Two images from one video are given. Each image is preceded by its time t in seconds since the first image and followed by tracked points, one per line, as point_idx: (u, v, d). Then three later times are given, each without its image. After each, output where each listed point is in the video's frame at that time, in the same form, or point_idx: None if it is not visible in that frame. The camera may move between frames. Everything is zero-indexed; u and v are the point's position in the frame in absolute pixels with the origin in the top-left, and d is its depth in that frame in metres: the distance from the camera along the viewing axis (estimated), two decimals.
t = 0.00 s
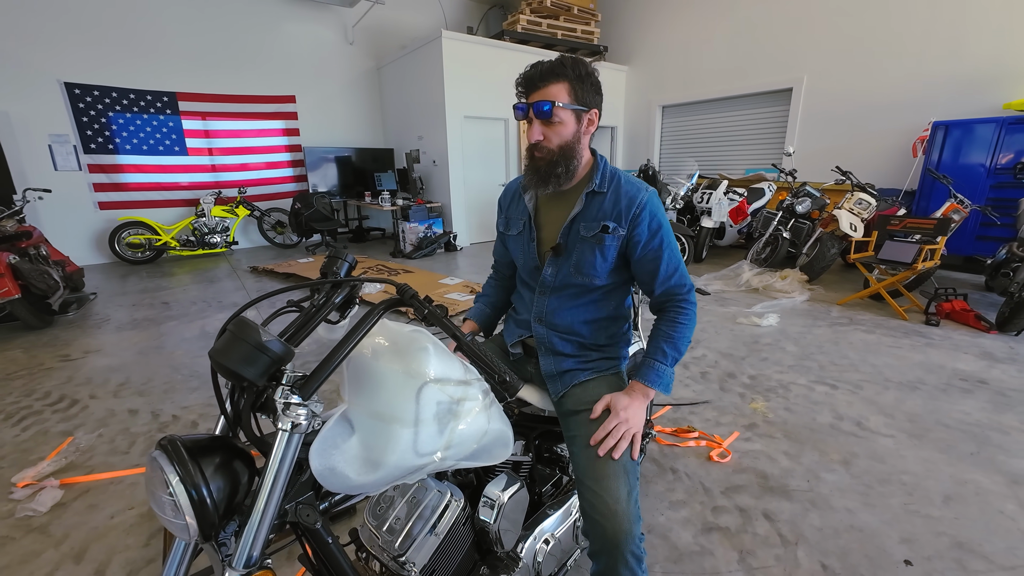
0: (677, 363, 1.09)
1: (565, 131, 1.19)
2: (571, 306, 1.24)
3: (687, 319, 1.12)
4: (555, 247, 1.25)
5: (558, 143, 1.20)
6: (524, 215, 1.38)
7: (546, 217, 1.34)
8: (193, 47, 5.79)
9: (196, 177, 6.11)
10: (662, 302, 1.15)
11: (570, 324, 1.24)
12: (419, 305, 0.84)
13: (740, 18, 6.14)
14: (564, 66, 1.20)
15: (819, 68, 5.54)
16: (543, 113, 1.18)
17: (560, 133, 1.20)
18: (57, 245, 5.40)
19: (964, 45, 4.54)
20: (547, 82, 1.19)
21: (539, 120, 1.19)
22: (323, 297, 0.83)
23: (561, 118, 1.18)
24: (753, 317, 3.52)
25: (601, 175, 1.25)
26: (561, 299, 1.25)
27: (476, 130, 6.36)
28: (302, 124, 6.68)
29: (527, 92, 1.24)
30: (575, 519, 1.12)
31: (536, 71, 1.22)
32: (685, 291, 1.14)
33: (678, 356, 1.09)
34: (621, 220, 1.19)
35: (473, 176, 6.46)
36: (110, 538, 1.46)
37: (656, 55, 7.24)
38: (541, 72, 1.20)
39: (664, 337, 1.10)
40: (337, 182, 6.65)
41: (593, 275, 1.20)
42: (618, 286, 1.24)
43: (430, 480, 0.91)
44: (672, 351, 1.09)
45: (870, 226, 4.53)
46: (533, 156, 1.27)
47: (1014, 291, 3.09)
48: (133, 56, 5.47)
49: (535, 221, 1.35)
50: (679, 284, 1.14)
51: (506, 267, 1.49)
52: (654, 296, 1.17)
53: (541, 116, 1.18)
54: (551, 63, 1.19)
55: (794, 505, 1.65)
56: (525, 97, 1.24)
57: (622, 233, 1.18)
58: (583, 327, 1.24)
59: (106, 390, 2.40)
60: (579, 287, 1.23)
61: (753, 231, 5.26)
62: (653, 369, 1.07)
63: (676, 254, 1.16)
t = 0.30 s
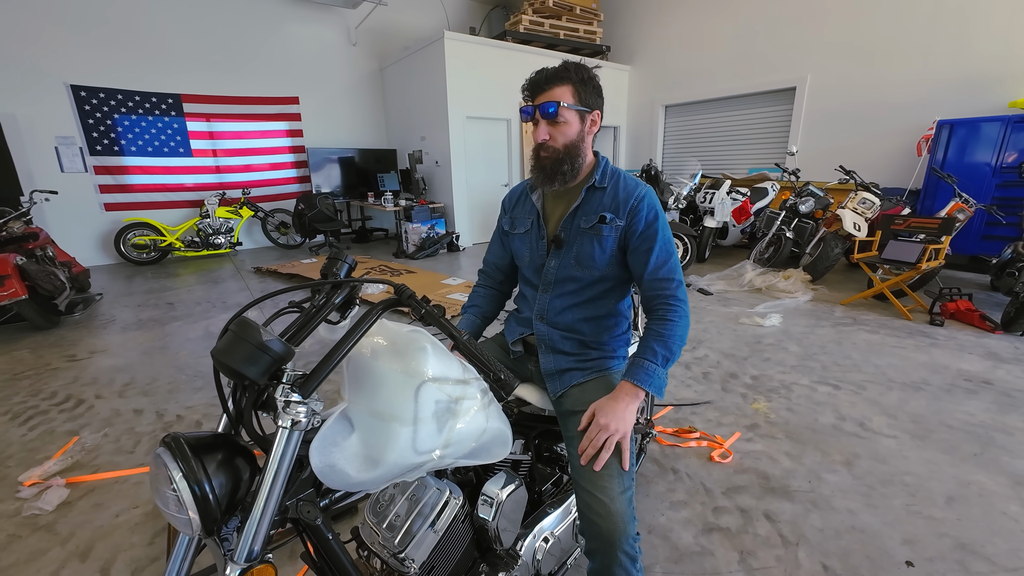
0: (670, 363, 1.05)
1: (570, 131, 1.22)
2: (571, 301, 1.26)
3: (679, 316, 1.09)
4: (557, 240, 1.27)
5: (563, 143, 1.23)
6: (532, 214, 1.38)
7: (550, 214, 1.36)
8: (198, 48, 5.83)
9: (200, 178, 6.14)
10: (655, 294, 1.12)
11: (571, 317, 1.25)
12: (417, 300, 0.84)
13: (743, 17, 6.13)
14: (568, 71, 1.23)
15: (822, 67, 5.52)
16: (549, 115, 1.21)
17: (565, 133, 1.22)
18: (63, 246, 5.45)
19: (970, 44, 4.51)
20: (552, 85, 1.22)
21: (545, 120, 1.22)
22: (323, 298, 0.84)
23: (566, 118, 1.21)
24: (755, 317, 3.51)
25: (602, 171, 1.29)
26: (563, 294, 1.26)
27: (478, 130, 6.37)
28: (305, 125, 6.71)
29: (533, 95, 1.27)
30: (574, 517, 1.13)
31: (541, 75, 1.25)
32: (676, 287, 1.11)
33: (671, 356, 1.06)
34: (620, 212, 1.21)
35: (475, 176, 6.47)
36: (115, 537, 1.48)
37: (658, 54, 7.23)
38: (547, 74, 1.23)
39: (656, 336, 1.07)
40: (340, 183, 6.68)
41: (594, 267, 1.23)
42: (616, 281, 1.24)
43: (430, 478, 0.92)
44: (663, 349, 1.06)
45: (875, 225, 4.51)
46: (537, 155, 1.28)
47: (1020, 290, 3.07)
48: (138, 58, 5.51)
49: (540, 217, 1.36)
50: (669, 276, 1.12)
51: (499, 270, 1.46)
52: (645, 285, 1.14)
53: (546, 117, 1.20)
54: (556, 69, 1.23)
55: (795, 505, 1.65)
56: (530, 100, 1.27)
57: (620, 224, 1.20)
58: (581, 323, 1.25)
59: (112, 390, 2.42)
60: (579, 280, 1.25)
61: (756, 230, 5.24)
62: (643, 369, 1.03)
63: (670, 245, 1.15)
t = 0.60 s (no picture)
0: (645, 363, 1.11)
1: (572, 135, 1.23)
2: (572, 300, 1.26)
3: (653, 320, 1.14)
4: (560, 239, 1.28)
5: (565, 146, 1.24)
6: (534, 215, 1.38)
7: (553, 217, 1.37)
8: (200, 51, 5.86)
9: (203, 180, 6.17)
10: (635, 296, 1.17)
11: (572, 316, 1.26)
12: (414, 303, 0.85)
13: (745, 17, 6.12)
14: (568, 77, 1.24)
15: (825, 67, 5.50)
16: (552, 119, 1.22)
17: (567, 136, 1.23)
18: (68, 248, 5.49)
19: (973, 43, 4.49)
20: (553, 90, 1.23)
21: (548, 124, 1.23)
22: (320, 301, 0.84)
23: (568, 123, 1.22)
24: (757, 318, 3.50)
25: (604, 174, 1.30)
26: (565, 293, 1.27)
27: (480, 131, 6.37)
28: (307, 127, 6.74)
29: (534, 101, 1.28)
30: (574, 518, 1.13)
31: (541, 82, 1.26)
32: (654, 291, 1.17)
33: (646, 356, 1.11)
34: (623, 214, 1.23)
35: (477, 177, 6.48)
36: (118, 537, 1.49)
37: (660, 55, 7.22)
38: (548, 80, 1.24)
39: (633, 337, 1.12)
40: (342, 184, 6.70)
41: (597, 266, 1.23)
42: (615, 283, 1.26)
43: (428, 480, 0.92)
44: (640, 350, 1.11)
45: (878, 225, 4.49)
46: (541, 158, 1.29)
47: None
48: (142, 61, 5.54)
49: (543, 218, 1.36)
50: (649, 280, 1.18)
51: (501, 274, 1.46)
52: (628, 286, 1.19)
53: (549, 121, 1.21)
54: (556, 75, 1.24)
55: (796, 507, 1.65)
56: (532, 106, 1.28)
57: (623, 226, 1.22)
58: (582, 322, 1.26)
59: (115, 391, 2.43)
60: (581, 280, 1.25)
61: (758, 231, 5.23)
62: (620, 367, 1.09)
63: (658, 250, 1.21)
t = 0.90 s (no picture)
0: (656, 355, 1.09)
1: (578, 139, 1.24)
2: (579, 297, 1.26)
3: (666, 314, 1.12)
4: (565, 240, 1.28)
5: (571, 151, 1.24)
6: (539, 216, 1.38)
7: (558, 218, 1.37)
8: (203, 52, 5.87)
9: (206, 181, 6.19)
10: (646, 292, 1.16)
11: (577, 313, 1.26)
12: (420, 305, 0.85)
13: (747, 17, 6.11)
14: (575, 81, 1.24)
15: (827, 66, 5.49)
16: (560, 123, 1.22)
17: (573, 140, 1.24)
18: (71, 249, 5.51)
19: (977, 41, 4.47)
20: (560, 95, 1.23)
21: (553, 128, 1.23)
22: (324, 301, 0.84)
23: (574, 127, 1.23)
24: (760, 318, 3.49)
25: (610, 177, 1.30)
26: (572, 292, 1.27)
27: (482, 132, 6.37)
28: (309, 128, 6.75)
29: (541, 104, 1.28)
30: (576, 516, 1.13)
31: (547, 86, 1.26)
32: (666, 289, 1.16)
33: (657, 348, 1.09)
34: (629, 216, 1.23)
35: (479, 178, 6.48)
36: (122, 538, 1.49)
37: (662, 54, 7.21)
38: (554, 84, 1.25)
39: (644, 330, 1.11)
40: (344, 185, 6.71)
41: (603, 266, 1.23)
42: (622, 282, 1.26)
43: (432, 479, 0.92)
44: (651, 342, 1.09)
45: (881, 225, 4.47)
46: (547, 161, 1.29)
47: None
48: (145, 63, 5.56)
49: (548, 220, 1.36)
50: (659, 278, 1.17)
51: (504, 274, 1.45)
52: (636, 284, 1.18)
53: (556, 125, 1.21)
54: (563, 79, 1.24)
55: (801, 507, 1.64)
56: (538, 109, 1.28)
57: (630, 227, 1.22)
58: (587, 319, 1.26)
59: (119, 392, 2.44)
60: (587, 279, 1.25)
61: (761, 230, 5.21)
62: (631, 355, 1.06)
63: (666, 250, 1.20)
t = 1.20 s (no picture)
0: (638, 321, 1.08)
1: (592, 132, 1.26)
2: (579, 290, 1.28)
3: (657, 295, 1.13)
4: (566, 235, 1.28)
5: (586, 143, 1.26)
6: (541, 211, 1.38)
7: (559, 213, 1.37)
8: (205, 53, 5.89)
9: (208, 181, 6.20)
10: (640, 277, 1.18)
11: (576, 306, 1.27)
12: (420, 298, 0.85)
13: (748, 16, 6.10)
14: (597, 78, 1.29)
15: (828, 66, 5.48)
16: (579, 115, 1.24)
17: (588, 133, 1.26)
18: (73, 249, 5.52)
19: (979, 39, 4.46)
20: (582, 87, 1.28)
21: (571, 117, 1.25)
22: (326, 296, 0.85)
23: (592, 121, 1.26)
24: (761, 317, 3.48)
25: (611, 175, 1.31)
26: (571, 285, 1.28)
27: (483, 131, 6.37)
28: (311, 129, 6.76)
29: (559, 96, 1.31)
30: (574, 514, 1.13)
31: (569, 78, 1.30)
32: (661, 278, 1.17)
33: (641, 317, 1.09)
34: (629, 211, 1.24)
35: (480, 178, 6.48)
36: (122, 535, 1.49)
37: (663, 54, 7.21)
38: (577, 76, 1.29)
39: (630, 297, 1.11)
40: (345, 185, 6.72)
41: (603, 259, 1.24)
42: (620, 275, 1.26)
43: (433, 476, 0.92)
44: (635, 307, 1.08)
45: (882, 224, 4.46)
46: (556, 152, 1.30)
47: None
48: (147, 63, 5.58)
49: (550, 214, 1.36)
50: (656, 270, 1.18)
51: (503, 267, 1.45)
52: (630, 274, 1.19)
53: (574, 115, 1.24)
54: (587, 74, 1.29)
55: (801, 506, 1.64)
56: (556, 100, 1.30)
57: (629, 221, 1.23)
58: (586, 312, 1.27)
59: (120, 390, 2.45)
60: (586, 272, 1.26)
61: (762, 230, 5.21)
62: (611, 306, 1.05)
63: (662, 242, 1.20)
